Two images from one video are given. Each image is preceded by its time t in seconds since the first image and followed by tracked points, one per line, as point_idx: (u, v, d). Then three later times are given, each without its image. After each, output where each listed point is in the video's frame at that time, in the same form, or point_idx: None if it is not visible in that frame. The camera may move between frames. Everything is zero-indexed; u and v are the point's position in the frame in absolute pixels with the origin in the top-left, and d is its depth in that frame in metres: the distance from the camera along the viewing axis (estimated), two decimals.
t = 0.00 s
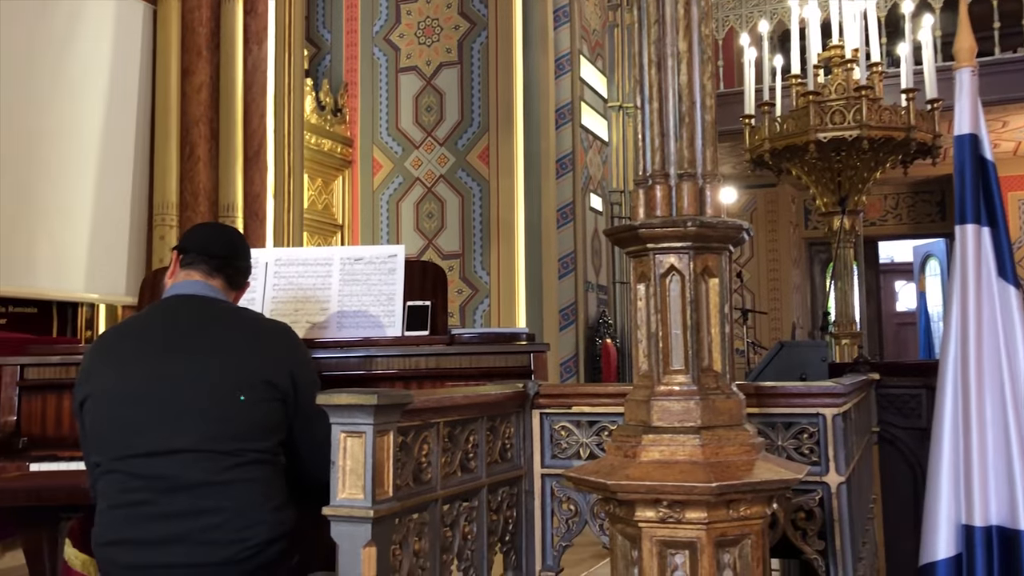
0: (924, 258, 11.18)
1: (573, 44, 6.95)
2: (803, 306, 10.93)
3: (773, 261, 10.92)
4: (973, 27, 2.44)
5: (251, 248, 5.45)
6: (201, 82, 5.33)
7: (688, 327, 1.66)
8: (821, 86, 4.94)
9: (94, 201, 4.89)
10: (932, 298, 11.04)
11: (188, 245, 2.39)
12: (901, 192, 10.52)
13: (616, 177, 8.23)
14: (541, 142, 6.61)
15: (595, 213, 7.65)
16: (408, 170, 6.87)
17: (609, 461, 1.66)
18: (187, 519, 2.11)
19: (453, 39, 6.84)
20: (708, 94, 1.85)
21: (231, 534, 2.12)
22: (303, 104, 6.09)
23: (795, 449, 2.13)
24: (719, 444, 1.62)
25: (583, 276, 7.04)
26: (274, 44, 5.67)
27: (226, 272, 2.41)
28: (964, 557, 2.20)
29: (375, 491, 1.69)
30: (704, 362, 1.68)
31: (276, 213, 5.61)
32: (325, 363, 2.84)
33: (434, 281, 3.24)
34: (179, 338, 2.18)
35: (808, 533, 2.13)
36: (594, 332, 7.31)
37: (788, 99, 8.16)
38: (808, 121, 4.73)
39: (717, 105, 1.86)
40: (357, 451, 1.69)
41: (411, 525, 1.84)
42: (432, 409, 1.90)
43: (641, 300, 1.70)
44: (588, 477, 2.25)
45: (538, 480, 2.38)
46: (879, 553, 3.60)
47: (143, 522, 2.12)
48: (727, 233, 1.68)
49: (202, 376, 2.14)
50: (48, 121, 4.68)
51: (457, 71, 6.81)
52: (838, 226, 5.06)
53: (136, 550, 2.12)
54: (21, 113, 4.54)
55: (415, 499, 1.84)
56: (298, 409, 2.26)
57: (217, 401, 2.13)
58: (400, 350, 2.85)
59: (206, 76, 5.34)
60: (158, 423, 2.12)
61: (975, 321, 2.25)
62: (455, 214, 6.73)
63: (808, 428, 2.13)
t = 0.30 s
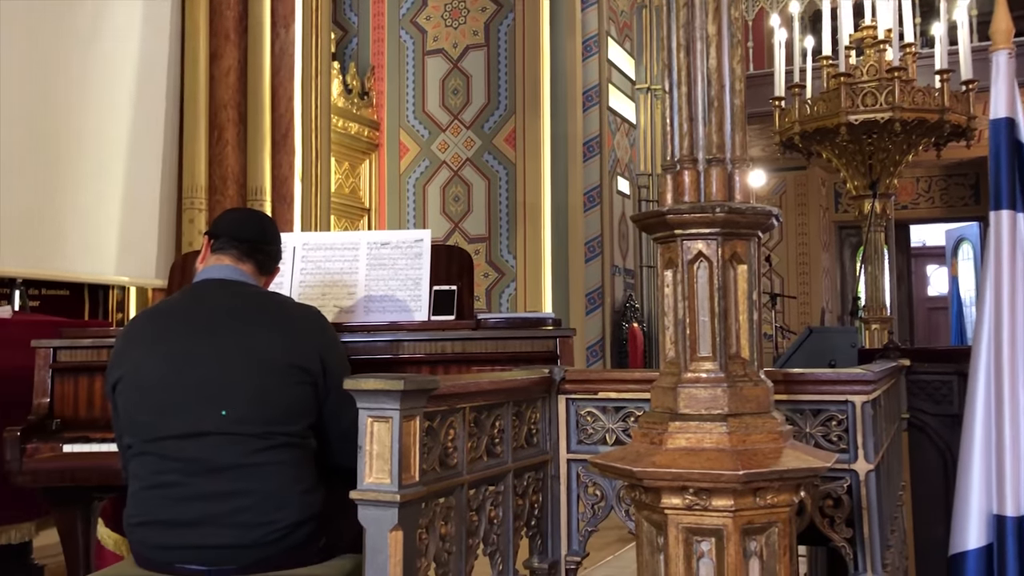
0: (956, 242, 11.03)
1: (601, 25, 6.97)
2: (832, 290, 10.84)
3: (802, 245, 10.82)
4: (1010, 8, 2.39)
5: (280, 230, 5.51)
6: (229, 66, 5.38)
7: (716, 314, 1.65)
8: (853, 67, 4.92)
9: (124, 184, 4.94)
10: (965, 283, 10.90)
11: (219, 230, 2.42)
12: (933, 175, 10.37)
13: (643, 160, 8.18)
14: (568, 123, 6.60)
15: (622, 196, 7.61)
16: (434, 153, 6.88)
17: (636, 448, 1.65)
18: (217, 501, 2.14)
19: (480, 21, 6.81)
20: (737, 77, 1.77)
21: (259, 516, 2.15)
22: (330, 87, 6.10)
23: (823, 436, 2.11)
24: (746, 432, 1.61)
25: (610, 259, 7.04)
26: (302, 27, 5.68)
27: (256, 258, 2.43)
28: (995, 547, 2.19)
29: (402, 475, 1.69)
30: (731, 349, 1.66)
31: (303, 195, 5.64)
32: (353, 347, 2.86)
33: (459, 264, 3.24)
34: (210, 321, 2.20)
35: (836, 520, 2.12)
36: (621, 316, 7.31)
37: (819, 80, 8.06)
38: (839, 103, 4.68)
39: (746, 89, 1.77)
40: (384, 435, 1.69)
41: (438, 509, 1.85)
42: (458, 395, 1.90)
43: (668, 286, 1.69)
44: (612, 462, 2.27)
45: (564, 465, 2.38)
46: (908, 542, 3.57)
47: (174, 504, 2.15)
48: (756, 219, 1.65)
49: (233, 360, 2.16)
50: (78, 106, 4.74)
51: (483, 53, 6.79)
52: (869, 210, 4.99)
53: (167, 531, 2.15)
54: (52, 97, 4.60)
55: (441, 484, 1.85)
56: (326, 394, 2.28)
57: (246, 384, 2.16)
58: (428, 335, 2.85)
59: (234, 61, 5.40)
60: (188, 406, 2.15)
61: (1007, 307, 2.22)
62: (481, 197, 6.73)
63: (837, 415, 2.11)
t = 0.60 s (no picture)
0: (980, 225, 10.92)
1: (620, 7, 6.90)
2: (853, 274, 10.79)
3: (823, 230, 10.76)
4: None
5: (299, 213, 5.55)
6: (248, 49, 5.41)
7: (737, 302, 1.64)
8: (876, 48, 4.87)
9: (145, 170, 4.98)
10: (988, 267, 10.80)
11: (238, 216, 2.43)
12: (957, 157, 10.24)
13: (663, 143, 8.14)
14: (589, 105, 6.55)
15: (642, 179, 7.58)
16: (453, 137, 6.88)
17: (655, 435, 1.65)
18: (237, 486, 2.16)
19: (498, 3, 6.76)
20: (759, 64, 1.69)
21: (281, 501, 2.17)
22: (349, 70, 6.10)
23: (844, 424, 2.10)
24: (767, 420, 1.60)
25: (629, 243, 7.04)
26: (320, 10, 5.69)
27: (275, 243, 2.43)
28: (1017, 537, 2.18)
29: (423, 462, 1.70)
30: (753, 338, 1.65)
31: (324, 179, 5.69)
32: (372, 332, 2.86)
33: (477, 251, 3.24)
34: (229, 308, 2.22)
35: (857, 508, 2.09)
36: (640, 299, 7.31)
37: (842, 61, 7.97)
38: (862, 85, 4.62)
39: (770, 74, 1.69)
40: (404, 422, 1.70)
41: (458, 494, 1.86)
42: (478, 381, 1.90)
43: (689, 274, 1.68)
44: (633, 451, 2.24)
45: (583, 451, 2.37)
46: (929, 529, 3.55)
47: (196, 488, 2.18)
48: (778, 206, 1.64)
49: (251, 346, 2.17)
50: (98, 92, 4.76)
51: (502, 36, 6.75)
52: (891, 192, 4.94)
53: (191, 514, 2.18)
54: (73, 84, 4.62)
55: (461, 470, 1.85)
56: (346, 378, 2.29)
57: (265, 370, 2.17)
58: (447, 319, 2.85)
59: (252, 44, 5.42)
60: (208, 392, 2.17)
61: None
62: (500, 180, 6.72)
63: (858, 402, 2.10)
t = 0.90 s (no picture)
0: (1001, 205, 10.82)
1: None
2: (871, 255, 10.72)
3: (840, 210, 10.69)
4: None
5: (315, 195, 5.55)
6: (264, 31, 5.38)
7: (757, 289, 1.63)
8: (896, 27, 4.80)
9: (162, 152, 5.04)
10: (1008, 247, 10.71)
11: (256, 201, 2.44)
12: (978, 136, 10.13)
13: (680, 123, 8.10)
14: (604, 85, 6.48)
15: (658, 159, 7.54)
16: (469, 118, 6.87)
17: (675, 422, 1.65)
18: (257, 470, 2.18)
19: None
20: (781, 48, 1.67)
21: (300, 484, 2.19)
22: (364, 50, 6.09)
23: (864, 410, 2.09)
24: (787, 408, 1.60)
25: (645, 224, 7.01)
26: None
27: (293, 229, 2.44)
28: None
29: (442, 447, 1.71)
30: (773, 324, 1.64)
31: (339, 160, 5.66)
32: (390, 316, 2.91)
33: (494, 234, 3.24)
34: (246, 293, 2.22)
35: (875, 493, 2.10)
36: (656, 281, 7.30)
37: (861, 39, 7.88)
38: (882, 64, 4.58)
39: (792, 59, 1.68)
40: (424, 408, 1.71)
41: (477, 480, 1.87)
42: (496, 367, 1.90)
43: (709, 261, 1.67)
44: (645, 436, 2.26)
45: (602, 435, 2.37)
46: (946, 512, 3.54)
47: (216, 472, 2.20)
48: (799, 191, 1.62)
49: (269, 331, 2.19)
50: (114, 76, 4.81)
51: (518, 16, 6.72)
52: (910, 172, 4.90)
53: (211, 498, 2.20)
54: (90, 68, 4.67)
55: (480, 455, 1.86)
56: (364, 363, 2.30)
57: (282, 354, 2.18)
58: (463, 304, 2.88)
59: (269, 25, 5.40)
60: (227, 377, 2.19)
61: None
62: (515, 160, 6.73)
63: (878, 387, 2.09)
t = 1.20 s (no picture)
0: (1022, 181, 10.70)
1: None
2: (889, 232, 10.64)
3: (859, 187, 10.59)
4: None
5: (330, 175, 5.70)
6: (278, 11, 5.53)
7: (779, 274, 1.62)
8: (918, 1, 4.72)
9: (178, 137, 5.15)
10: None
11: (275, 184, 2.45)
12: (1000, 111, 10.00)
13: (697, 100, 8.05)
14: (620, 63, 6.50)
15: (675, 137, 7.48)
16: (484, 96, 6.83)
17: (695, 408, 1.65)
18: (277, 453, 2.20)
19: None
20: (803, 30, 1.64)
21: (320, 467, 2.21)
22: (379, 28, 6.06)
23: (884, 393, 2.08)
24: (808, 394, 1.59)
25: (662, 202, 6.97)
26: None
27: (312, 213, 2.46)
28: None
29: (462, 432, 1.71)
30: (794, 310, 1.63)
31: (354, 139, 5.82)
32: (406, 299, 2.92)
33: (512, 218, 3.21)
34: (265, 277, 2.23)
35: (896, 477, 2.09)
36: (673, 259, 7.28)
37: (882, 14, 7.78)
38: (903, 40, 4.51)
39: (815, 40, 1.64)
40: (443, 394, 1.71)
41: (496, 464, 1.87)
42: (515, 351, 1.90)
43: (730, 246, 1.66)
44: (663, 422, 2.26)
45: (619, 418, 2.37)
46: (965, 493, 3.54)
47: (237, 455, 2.21)
48: (821, 175, 1.60)
49: (289, 315, 2.20)
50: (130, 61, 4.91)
51: None
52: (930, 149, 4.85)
53: (232, 480, 2.22)
54: (107, 55, 4.78)
55: (499, 440, 1.86)
56: (383, 346, 2.30)
57: (302, 338, 2.19)
58: (480, 286, 2.88)
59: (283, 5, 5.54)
60: (246, 360, 2.20)
61: None
62: (531, 139, 6.69)
63: (898, 371, 2.07)
